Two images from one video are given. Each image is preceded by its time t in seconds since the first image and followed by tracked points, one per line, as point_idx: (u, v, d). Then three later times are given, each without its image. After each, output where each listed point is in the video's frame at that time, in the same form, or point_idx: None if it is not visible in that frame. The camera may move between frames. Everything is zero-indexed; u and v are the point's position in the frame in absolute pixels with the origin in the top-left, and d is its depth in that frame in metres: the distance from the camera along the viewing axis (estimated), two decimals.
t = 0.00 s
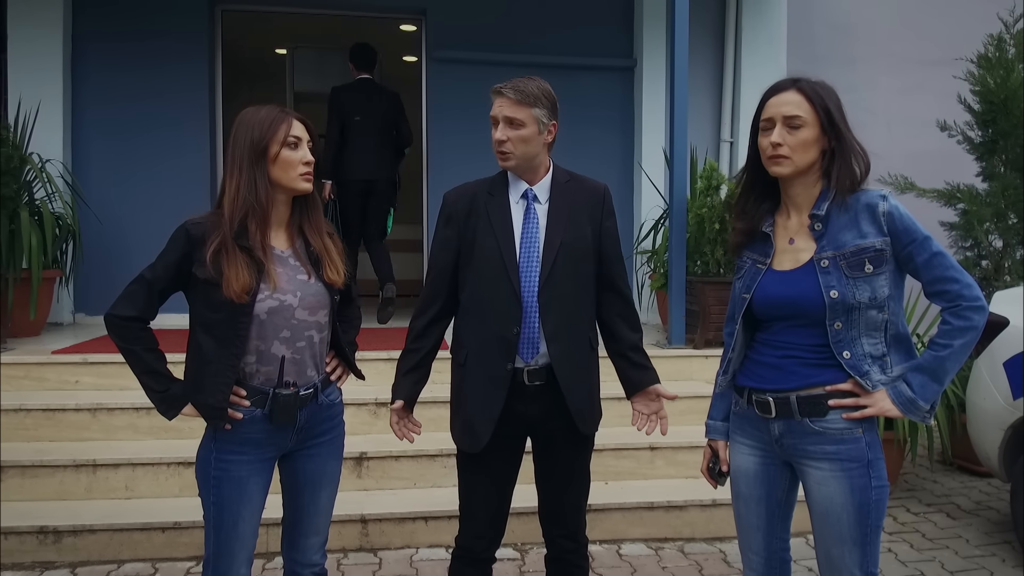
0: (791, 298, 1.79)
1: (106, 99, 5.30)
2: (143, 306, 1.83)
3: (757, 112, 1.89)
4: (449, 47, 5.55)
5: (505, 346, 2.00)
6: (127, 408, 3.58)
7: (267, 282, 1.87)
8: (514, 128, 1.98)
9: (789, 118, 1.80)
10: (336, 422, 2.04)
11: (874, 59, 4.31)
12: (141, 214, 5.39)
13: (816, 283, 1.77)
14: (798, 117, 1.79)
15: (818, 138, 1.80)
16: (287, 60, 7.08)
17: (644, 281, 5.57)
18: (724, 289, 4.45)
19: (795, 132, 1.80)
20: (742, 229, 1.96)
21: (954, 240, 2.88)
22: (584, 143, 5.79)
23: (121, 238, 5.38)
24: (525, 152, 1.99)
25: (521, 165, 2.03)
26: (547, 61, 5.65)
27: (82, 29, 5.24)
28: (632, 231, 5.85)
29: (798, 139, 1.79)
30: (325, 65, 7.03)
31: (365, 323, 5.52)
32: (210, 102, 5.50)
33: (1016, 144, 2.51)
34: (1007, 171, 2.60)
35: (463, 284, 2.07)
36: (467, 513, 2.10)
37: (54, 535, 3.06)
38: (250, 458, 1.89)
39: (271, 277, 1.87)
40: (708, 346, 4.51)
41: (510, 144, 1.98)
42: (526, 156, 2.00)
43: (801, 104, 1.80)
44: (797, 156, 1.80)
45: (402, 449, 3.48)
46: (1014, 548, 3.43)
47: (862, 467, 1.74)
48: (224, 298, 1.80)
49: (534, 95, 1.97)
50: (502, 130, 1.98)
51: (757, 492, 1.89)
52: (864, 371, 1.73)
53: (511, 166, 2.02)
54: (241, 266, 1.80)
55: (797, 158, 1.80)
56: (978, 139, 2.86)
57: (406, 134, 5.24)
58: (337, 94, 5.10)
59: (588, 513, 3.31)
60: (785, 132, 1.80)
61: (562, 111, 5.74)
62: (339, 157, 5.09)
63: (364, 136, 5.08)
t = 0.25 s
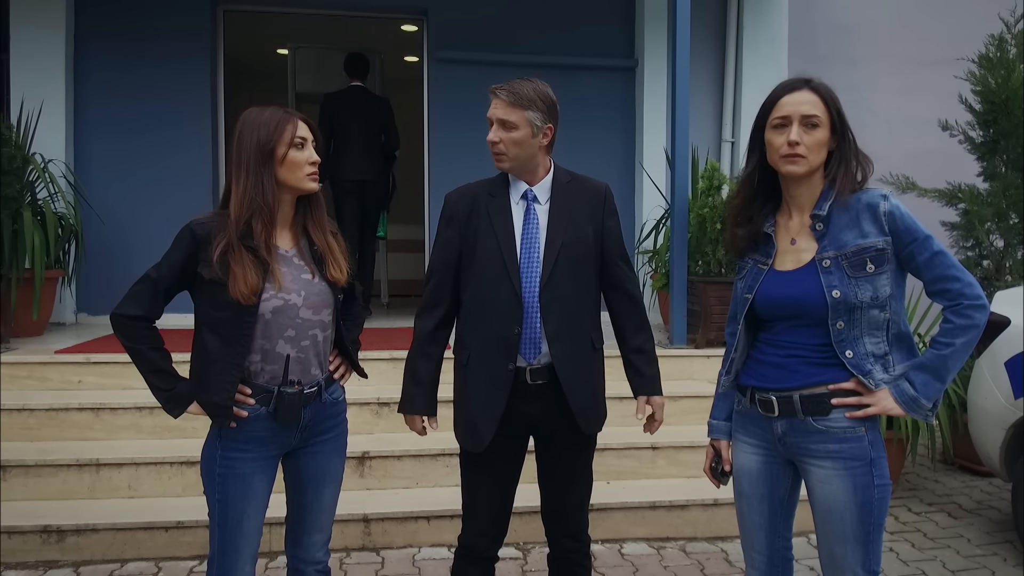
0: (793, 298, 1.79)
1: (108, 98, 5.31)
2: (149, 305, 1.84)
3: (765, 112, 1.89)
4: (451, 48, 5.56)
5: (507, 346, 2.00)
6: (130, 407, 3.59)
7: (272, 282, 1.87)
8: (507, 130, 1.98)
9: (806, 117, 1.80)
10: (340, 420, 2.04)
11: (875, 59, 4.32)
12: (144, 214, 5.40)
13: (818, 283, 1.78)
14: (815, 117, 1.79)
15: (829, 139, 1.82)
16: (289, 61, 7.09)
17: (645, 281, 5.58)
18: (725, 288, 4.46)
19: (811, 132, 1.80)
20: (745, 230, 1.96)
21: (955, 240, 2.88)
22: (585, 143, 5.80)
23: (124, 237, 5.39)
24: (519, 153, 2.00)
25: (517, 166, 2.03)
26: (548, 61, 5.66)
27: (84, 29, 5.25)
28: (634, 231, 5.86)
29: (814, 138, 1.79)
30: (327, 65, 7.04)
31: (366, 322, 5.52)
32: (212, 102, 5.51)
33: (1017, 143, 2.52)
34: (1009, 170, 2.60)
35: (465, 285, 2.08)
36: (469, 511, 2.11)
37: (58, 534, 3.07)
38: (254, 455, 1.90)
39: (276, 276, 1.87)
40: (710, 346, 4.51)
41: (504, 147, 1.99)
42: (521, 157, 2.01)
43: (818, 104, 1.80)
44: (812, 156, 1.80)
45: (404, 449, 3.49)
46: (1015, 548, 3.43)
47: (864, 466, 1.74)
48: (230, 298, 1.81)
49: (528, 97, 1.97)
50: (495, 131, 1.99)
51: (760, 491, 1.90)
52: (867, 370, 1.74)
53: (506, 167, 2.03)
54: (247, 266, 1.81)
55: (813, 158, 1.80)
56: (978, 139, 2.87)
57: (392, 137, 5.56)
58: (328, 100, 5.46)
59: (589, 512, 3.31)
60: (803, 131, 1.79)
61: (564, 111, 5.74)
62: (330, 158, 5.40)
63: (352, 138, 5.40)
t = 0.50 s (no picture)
0: (794, 299, 1.80)
1: (110, 98, 5.32)
2: (154, 305, 1.85)
3: (767, 114, 1.90)
4: (452, 48, 5.57)
5: (506, 345, 2.02)
6: (132, 407, 3.60)
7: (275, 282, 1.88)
8: (502, 134, 1.99)
9: (810, 119, 1.81)
10: (342, 419, 2.06)
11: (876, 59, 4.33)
12: (146, 214, 5.42)
13: (818, 283, 1.79)
14: (819, 119, 1.80)
15: (831, 141, 1.83)
16: (290, 61, 7.09)
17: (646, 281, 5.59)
18: (725, 288, 4.47)
19: (815, 134, 1.81)
20: (745, 231, 1.96)
21: (955, 240, 2.89)
22: (586, 143, 5.81)
23: (125, 237, 5.40)
24: (515, 157, 2.01)
25: (514, 169, 2.05)
26: (549, 62, 5.67)
27: (86, 29, 5.26)
28: (634, 231, 5.87)
29: (818, 140, 1.80)
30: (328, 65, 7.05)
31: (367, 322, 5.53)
32: (213, 102, 5.52)
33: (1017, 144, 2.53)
34: (1009, 170, 2.61)
35: (466, 285, 2.09)
36: (470, 510, 2.12)
37: (61, 533, 3.08)
38: (258, 454, 1.91)
39: (279, 276, 1.88)
40: (710, 346, 4.52)
41: (500, 150, 2.00)
42: (517, 160, 2.02)
43: (821, 106, 1.81)
44: (815, 157, 1.81)
45: (406, 448, 3.50)
46: (1015, 547, 3.44)
47: (864, 465, 1.75)
48: (232, 298, 1.82)
49: (521, 99, 1.98)
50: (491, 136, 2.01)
51: (761, 490, 1.91)
52: (867, 370, 1.75)
53: (504, 170, 2.04)
54: (250, 266, 1.82)
55: (815, 160, 1.81)
56: (978, 139, 2.88)
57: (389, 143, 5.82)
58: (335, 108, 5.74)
59: (591, 511, 3.32)
60: (807, 133, 1.80)
61: (565, 111, 5.75)
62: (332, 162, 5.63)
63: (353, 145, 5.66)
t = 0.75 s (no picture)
0: (794, 299, 1.81)
1: (111, 98, 5.33)
2: (155, 305, 1.86)
3: (766, 115, 1.91)
4: (453, 48, 5.58)
5: (505, 344, 2.03)
6: (134, 407, 3.61)
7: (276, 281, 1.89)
8: (502, 136, 2.00)
9: (808, 120, 1.82)
10: (342, 417, 2.06)
11: (875, 58, 4.33)
12: (147, 214, 5.43)
13: (818, 283, 1.80)
14: (817, 120, 1.82)
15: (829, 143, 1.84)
16: (291, 61, 7.09)
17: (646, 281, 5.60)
18: (726, 288, 4.47)
19: (813, 134, 1.82)
20: (745, 232, 1.97)
21: (955, 239, 2.89)
22: (586, 143, 5.82)
23: (126, 236, 5.41)
24: (516, 158, 2.02)
25: (515, 170, 2.06)
26: (549, 62, 5.68)
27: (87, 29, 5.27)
28: (635, 231, 5.87)
29: (815, 141, 1.81)
30: (329, 66, 7.06)
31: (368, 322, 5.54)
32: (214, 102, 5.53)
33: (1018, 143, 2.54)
34: (1009, 170, 2.62)
35: (464, 285, 2.10)
36: (470, 508, 2.13)
37: (63, 532, 3.09)
38: (259, 452, 1.92)
39: (280, 276, 1.89)
40: (711, 346, 4.53)
41: (500, 152, 2.01)
42: (518, 160, 2.03)
43: (820, 107, 1.83)
44: (813, 158, 1.82)
45: (407, 448, 3.51)
46: (1015, 546, 3.45)
47: (864, 463, 1.76)
48: (233, 298, 1.83)
49: (518, 101, 1.99)
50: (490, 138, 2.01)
51: (761, 489, 1.92)
52: (867, 369, 1.76)
53: (504, 171, 2.05)
54: (250, 265, 1.83)
55: (814, 160, 1.82)
56: (978, 139, 2.89)
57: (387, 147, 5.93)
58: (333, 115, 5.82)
59: (591, 511, 3.33)
60: (804, 133, 1.81)
61: (565, 111, 5.76)
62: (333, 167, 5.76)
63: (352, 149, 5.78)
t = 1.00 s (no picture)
0: (793, 299, 1.82)
1: (112, 98, 5.34)
2: (156, 304, 1.86)
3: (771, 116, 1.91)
4: (453, 48, 5.58)
5: (509, 344, 2.03)
6: (135, 406, 3.61)
7: (276, 281, 1.90)
8: (504, 139, 2.01)
9: (808, 121, 1.82)
10: (343, 416, 2.07)
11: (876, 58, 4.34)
12: (148, 214, 5.43)
13: (816, 283, 1.80)
14: (817, 122, 1.81)
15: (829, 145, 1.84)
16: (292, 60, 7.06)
17: (647, 281, 5.60)
18: (726, 288, 4.48)
19: (811, 136, 1.82)
20: (742, 231, 1.97)
21: (955, 239, 2.90)
22: (587, 143, 5.83)
23: (127, 236, 5.42)
24: (519, 159, 2.03)
25: (516, 171, 2.06)
26: (550, 62, 5.68)
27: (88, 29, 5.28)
28: (635, 231, 5.88)
29: (812, 143, 1.81)
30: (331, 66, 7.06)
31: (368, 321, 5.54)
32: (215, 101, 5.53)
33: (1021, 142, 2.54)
34: (1009, 170, 2.62)
35: (467, 285, 2.10)
36: (472, 508, 2.14)
37: (64, 531, 3.10)
38: (260, 452, 1.92)
39: (280, 276, 1.90)
40: (711, 346, 4.54)
41: (502, 155, 2.02)
42: (521, 161, 2.03)
43: (823, 109, 1.82)
44: (807, 160, 1.82)
45: (408, 447, 3.51)
46: (1016, 545, 3.45)
47: (865, 462, 1.77)
48: (233, 297, 1.83)
49: (519, 104, 1.99)
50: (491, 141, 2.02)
51: (761, 488, 1.92)
52: (867, 368, 1.76)
53: (506, 173, 2.06)
54: (249, 266, 1.84)
55: (808, 162, 1.82)
56: (978, 139, 2.89)
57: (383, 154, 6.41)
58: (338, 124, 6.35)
59: (592, 510, 3.34)
60: (802, 134, 1.82)
61: (566, 111, 5.76)
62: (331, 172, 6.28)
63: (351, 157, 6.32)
